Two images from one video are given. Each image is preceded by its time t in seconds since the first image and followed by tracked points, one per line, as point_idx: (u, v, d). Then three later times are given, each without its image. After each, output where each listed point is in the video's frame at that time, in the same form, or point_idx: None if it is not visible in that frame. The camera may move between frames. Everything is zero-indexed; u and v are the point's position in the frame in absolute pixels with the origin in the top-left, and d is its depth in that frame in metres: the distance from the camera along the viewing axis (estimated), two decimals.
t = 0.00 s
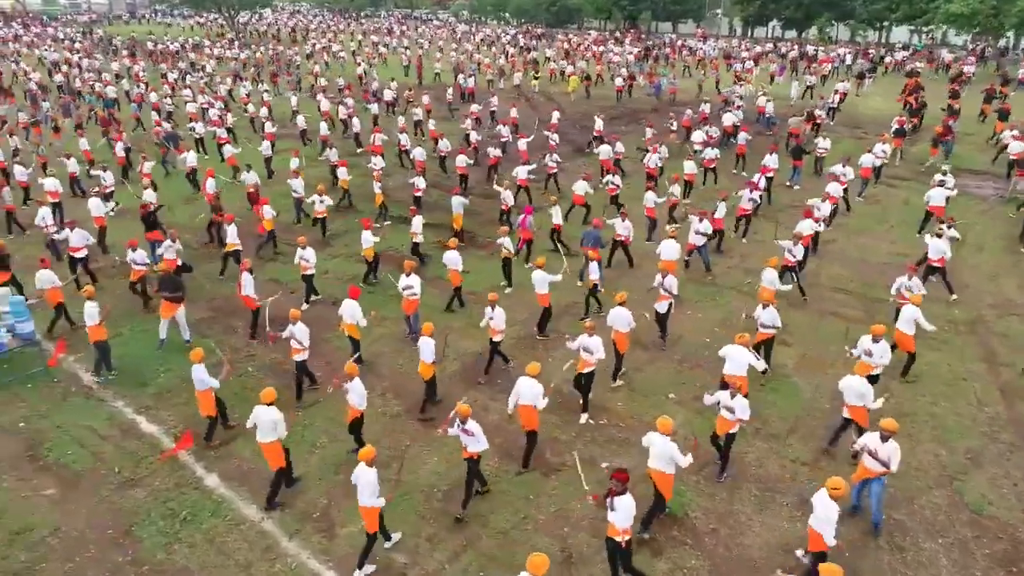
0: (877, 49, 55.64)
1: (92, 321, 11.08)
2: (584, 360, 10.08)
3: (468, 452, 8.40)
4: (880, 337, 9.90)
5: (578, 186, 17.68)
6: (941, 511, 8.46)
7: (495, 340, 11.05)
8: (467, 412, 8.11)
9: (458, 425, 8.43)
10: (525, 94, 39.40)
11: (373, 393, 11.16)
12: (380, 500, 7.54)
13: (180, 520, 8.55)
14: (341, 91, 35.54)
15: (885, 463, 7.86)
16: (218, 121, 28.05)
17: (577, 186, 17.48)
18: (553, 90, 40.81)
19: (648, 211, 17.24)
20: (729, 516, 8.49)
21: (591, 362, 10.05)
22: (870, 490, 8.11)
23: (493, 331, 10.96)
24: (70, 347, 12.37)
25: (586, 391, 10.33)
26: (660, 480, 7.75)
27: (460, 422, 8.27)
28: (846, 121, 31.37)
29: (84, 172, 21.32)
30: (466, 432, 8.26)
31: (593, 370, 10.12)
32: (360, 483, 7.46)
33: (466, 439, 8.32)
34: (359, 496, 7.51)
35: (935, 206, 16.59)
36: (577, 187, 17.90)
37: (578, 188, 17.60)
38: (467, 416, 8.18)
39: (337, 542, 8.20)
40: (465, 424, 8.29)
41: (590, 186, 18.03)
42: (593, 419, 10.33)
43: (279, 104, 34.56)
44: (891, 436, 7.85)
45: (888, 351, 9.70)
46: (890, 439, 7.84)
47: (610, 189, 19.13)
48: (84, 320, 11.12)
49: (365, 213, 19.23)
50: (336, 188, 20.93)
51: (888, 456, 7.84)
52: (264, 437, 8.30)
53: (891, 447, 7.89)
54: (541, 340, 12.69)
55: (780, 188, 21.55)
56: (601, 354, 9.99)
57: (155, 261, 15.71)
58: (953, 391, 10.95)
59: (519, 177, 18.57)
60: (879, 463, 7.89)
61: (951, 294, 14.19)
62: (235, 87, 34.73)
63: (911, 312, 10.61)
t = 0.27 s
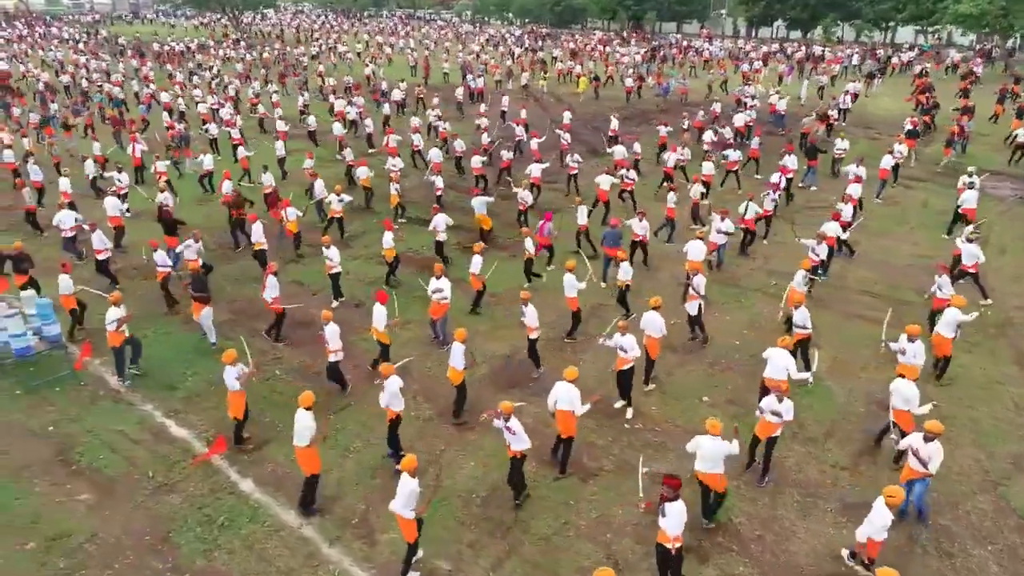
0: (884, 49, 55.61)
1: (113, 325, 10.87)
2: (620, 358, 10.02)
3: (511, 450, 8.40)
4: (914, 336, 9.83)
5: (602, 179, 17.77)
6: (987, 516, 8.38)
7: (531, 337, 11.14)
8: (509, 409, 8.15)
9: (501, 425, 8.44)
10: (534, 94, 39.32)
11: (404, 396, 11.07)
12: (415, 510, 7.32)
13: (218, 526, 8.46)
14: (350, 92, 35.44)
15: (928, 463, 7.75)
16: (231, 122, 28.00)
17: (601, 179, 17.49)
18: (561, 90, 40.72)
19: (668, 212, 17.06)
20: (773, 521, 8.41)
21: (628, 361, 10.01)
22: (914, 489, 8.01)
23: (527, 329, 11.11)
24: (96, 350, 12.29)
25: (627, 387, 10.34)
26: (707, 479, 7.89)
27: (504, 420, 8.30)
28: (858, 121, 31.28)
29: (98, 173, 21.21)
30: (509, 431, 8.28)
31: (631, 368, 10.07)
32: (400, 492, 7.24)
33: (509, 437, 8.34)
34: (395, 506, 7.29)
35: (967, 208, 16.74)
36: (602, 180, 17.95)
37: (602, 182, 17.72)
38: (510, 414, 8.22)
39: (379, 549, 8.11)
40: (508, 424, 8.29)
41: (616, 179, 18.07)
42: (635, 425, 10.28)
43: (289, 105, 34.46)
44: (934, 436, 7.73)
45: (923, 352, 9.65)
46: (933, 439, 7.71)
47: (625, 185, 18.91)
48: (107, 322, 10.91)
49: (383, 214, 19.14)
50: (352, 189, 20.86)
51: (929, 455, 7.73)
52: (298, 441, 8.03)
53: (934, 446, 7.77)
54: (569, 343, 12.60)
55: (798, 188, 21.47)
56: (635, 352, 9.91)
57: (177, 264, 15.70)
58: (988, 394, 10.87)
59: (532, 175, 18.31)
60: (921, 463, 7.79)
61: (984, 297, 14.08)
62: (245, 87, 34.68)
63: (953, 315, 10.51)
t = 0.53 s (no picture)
0: (891, 49, 55.59)
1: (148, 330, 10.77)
2: (663, 363, 9.93)
3: (561, 460, 8.28)
4: (960, 341, 9.70)
5: (630, 181, 17.95)
6: None
7: (568, 343, 11.07)
8: (558, 417, 8.10)
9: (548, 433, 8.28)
10: (544, 95, 39.25)
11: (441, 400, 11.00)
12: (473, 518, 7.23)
13: (265, 533, 8.36)
14: (360, 92, 35.37)
15: (986, 471, 7.60)
16: (244, 123, 27.91)
17: (626, 180, 17.62)
18: (571, 91, 40.65)
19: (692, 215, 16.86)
20: (826, 528, 8.31)
21: (671, 365, 9.91)
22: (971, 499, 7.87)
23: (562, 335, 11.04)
24: (127, 354, 12.19)
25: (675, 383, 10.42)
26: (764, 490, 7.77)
27: (551, 428, 8.17)
28: (872, 122, 31.22)
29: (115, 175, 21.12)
30: (558, 440, 8.15)
31: (674, 372, 10.01)
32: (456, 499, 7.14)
33: (557, 446, 8.21)
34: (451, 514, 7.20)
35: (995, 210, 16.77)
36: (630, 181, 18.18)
37: (630, 183, 17.89)
38: (559, 422, 8.09)
39: (430, 557, 8.01)
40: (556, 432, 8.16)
41: (643, 181, 18.30)
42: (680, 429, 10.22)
43: (300, 105, 34.39)
44: (992, 444, 7.58)
45: (969, 356, 9.54)
46: (991, 447, 7.56)
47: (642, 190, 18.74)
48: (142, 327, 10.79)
49: (404, 217, 19.08)
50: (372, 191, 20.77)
51: (987, 464, 7.57)
52: (348, 449, 7.95)
53: (992, 456, 7.61)
54: (603, 346, 12.53)
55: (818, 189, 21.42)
56: (677, 355, 9.86)
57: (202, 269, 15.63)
58: None
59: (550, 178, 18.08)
60: (979, 472, 7.64)
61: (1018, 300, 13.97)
62: (256, 88, 34.58)
63: (995, 321, 10.41)
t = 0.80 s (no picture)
0: (900, 49, 55.52)
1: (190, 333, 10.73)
2: (705, 367, 9.82)
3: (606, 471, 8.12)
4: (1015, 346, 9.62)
5: (653, 189, 17.87)
6: None
7: (601, 349, 10.92)
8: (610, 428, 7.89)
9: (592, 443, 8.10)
10: (555, 95, 39.18)
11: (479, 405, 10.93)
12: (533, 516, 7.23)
13: (314, 539, 8.28)
14: (372, 93, 35.32)
15: None
16: (259, 124, 27.84)
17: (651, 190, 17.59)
18: (582, 91, 40.57)
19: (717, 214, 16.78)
20: (881, 534, 8.23)
21: (713, 371, 9.83)
22: None
23: (597, 342, 10.80)
24: (160, 358, 12.11)
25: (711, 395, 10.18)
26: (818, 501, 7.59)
27: (599, 439, 7.99)
28: (887, 122, 31.13)
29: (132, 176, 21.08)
30: (606, 451, 8.00)
31: (715, 377, 9.89)
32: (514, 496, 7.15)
33: (605, 457, 8.04)
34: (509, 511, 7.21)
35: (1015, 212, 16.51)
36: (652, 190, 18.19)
37: (653, 192, 17.82)
38: (609, 434, 7.93)
39: (482, 564, 7.93)
40: (603, 442, 8.02)
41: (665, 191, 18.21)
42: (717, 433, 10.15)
43: (311, 105, 34.33)
44: None
45: None
46: None
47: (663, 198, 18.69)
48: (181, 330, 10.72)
49: (426, 219, 19.04)
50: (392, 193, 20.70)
51: None
52: (402, 453, 7.88)
53: None
54: (637, 349, 12.45)
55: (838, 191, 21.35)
56: (723, 362, 9.75)
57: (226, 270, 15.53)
58: None
59: (575, 178, 17.89)
60: None
61: None
62: (268, 89, 34.48)
63: None
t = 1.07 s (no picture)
0: (908, 50, 55.51)
1: (234, 333, 10.73)
2: (750, 377, 9.74)
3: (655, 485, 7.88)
4: None
5: (675, 180, 17.90)
6: None
7: (637, 357, 10.75)
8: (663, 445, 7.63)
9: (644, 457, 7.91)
10: (565, 96, 39.12)
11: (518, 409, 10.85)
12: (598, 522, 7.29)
13: (364, 546, 8.19)
14: (383, 95, 35.28)
15: None
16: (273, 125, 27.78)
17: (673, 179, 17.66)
18: (592, 92, 40.50)
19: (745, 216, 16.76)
20: (937, 541, 8.14)
21: (758, 380, 9.71)
22: None
23: (633, 348, 10.73)
24: (193, 363, 12.05)
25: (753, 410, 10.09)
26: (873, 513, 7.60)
27: (651, 453, 7.78)
28: (901, 123, 31.05)
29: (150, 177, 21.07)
30: (658, 465, 7.77)
31: (759, 389, 9.79)
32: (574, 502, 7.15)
33: (656, 473, 7.82)
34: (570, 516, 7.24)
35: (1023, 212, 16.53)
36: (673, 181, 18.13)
37: (675, 182, 17.84)
38: (663, 449, 7.69)
39: (536, 571, 7.85)
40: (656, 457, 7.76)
41: (687, 180, 18.21)
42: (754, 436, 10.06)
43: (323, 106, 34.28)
44: None
45: None
46: None
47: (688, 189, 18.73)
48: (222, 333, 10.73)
49: (448, 221, 18.98)
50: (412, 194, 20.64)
51: None
52: (461, 453, 8.01)
53: None
54: (672, 352, 12.38)
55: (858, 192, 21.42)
56: (770, 372, 9.64)
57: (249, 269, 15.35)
58: None
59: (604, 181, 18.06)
60: None
61: None
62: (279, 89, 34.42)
63: None
